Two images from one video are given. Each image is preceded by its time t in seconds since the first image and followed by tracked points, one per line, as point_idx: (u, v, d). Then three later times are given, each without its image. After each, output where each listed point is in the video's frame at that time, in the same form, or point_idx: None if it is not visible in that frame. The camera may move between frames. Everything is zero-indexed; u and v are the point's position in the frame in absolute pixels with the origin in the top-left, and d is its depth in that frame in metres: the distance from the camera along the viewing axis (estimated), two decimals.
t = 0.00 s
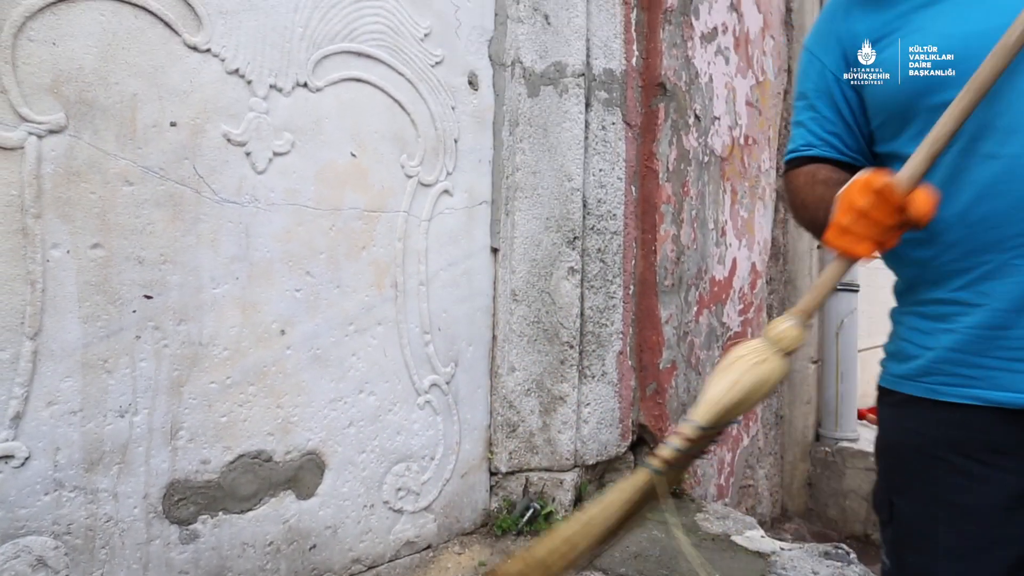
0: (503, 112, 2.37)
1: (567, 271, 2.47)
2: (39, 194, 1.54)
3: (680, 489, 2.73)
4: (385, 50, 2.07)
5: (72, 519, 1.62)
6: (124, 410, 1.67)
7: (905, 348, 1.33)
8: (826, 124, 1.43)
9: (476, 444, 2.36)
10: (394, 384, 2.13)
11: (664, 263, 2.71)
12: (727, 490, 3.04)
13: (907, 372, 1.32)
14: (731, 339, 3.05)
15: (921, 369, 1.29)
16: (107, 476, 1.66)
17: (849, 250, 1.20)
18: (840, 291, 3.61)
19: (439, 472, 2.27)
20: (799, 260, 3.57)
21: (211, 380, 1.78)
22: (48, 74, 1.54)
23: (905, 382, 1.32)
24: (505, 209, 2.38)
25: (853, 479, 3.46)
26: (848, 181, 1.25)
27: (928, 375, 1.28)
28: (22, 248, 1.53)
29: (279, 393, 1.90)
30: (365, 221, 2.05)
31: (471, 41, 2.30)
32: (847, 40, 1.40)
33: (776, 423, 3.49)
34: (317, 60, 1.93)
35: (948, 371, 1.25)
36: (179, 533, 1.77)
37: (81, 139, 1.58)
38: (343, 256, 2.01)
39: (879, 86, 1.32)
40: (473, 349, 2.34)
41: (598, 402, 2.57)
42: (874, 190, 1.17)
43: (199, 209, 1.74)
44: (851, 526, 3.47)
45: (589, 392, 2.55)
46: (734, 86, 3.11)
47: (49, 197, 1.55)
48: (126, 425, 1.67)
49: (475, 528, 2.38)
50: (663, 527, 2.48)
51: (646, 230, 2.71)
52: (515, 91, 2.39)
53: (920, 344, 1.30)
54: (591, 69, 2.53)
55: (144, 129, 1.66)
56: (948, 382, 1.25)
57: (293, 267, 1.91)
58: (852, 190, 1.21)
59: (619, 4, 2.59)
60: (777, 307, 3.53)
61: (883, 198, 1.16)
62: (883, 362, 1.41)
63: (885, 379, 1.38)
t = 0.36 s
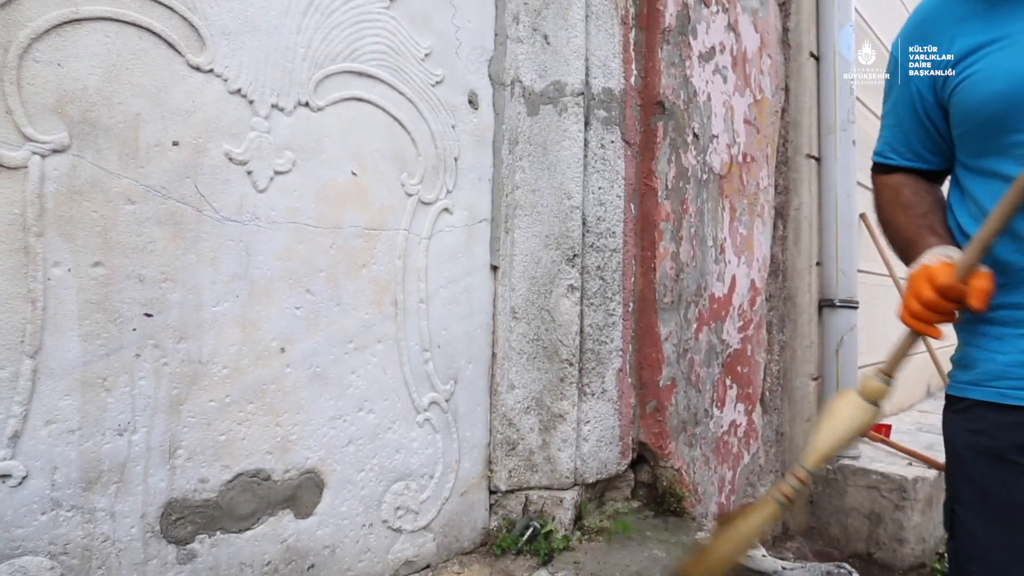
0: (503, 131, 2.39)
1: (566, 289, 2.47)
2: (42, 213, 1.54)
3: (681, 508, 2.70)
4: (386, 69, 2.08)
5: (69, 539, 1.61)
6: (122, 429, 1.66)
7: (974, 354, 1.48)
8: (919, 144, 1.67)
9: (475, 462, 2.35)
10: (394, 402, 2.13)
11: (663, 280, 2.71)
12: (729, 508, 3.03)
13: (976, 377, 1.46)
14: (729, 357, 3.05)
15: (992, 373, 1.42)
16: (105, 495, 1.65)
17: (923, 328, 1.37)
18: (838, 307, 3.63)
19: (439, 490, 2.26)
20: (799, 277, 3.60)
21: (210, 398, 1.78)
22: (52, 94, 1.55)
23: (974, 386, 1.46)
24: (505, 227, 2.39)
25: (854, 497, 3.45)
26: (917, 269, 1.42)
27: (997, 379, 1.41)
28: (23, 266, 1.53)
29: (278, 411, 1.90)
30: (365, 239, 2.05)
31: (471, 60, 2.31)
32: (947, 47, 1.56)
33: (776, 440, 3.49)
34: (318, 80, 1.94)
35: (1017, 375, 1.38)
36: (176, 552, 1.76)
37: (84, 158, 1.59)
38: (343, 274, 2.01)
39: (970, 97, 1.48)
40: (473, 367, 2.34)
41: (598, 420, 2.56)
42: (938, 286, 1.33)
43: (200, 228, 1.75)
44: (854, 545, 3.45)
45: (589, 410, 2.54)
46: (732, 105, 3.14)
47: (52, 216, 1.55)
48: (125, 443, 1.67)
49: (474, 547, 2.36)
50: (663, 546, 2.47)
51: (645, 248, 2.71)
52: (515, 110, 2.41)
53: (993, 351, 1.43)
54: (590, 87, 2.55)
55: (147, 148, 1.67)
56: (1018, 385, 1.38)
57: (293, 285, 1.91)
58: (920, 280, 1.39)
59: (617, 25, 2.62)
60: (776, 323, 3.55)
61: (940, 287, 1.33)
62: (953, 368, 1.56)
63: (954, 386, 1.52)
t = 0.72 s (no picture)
0: (502, 150, 2.40)
1: (566, 307, 2.47)
2: (44, 232, 1.54)
3: (682, 527, 2.68)
4: (386, 89, 2.10)
5: (65, 560, 1.60)
6: (120, 448, 1.65)
7: (968, 376, 1.55)
8: (900, 163, 1.68)
9: (474, 480, 2.33)
10: (393, 421, 2.12)
11: (662, 298, 2.72)
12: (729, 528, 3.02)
13: (970, 399, 1.53)
14: (729, 374, 3.06)
15: (982, 397, 1.50)
16: (101, 516, 1.64)
17: (928, 325, 1.33)
18: (836, 324, 3.65)
19: (438, 510, 2.25)
20: (798, 294, 3.61)
21: (209, 417, 1.77)
22: (55, 114, 1.56)
23: (969, 408, 1.54)
24: (505, 245, 2.39)
25: (857, 516, 3.42)
26: (924, 263, 1.38)
27: (988, 402, 1.49)
28: (24, 285, 1.53)
29: (276, 430, 1.89)
30: (365, 258, 2.06)
31: (471, 81, 2.33)
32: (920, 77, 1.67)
33: (777, 458, 3.48)
34: (319, 100, 1.95)
35: (1004, 398, 1.46)
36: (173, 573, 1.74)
37: (87, 178, 1.60)
38: (343, 293, 2.01)
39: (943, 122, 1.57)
40: (473, 385, 2.33)
41: (598, 439, 2.55)
42: (949, 275, 1.29)
43: (201, 247, 1.75)
44: (856, 564, 3.42)
45: (589, 429, 2.54)
46: (730, 123, 3.15)
47: (53, 235, 1.56)
48: (122, 463, 1.66)
49: (474, 566, 2.35)
50: (664, 565, 2.45)
51: (644, 266, 2.72)
52: (514, 129, 2.42)
53: (982, 374, 1.51)
54: (589, 107, 2.57)
55: (149, 168, 1.68)
56: (1007, 409, 1.45)
57: (293, 304, 1.91)
58: (926, 275, 1.34)
59: (616, 45, 2.65)
60: (776, 340, 3.54)
61: (953, 277, 1.29)
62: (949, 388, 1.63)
63: (952, 405, 1.60)
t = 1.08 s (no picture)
0: (502, 171, 2.41)
1: (564, 327, 2.48)
2: (45, 253, 1.55)
3: (682, 548, 2.66)
4: (387, 110, 2.11)
5: None
6: (118, 469, 1.65)
7: (910, 394, 1.54)
8: (859, 182, 1.59)
9: (474, 501, 2.32)
10: (391, 442, 2.11)
11: (661, 317, 2.72)
12: (730, 549, 3.00)
13: (914, 417, 1.52)
14: (728, 393, 3.05)
15: (926, 412, 1.49)
16: (98, 538, 1.63)
17: (888, 376, 1.24)
18: (836, 343, 3.64)
19: (437, 530, 2.23)
20: (797, 313, 3.61)
21: (207, 438, 1.76)
22: (59, 136, 1.57)
23: (914, 425, 1.53)
24: (504, 265, 2.40)
25: (859, 537, 3.40)
26: (878, 311, 1.30)
27: (930, 419, 1.48)
28: (24, 305, 1.53)
29: (275, 451, 1.88)
30: (365, 278, 2.06)
31: (471, 102, 2.35)
32: (884, 85, 1.58)
33: (777, 478, 3.46)
34: (321, 121, 1.97)
35: (945, 414, 1.45)
36: None
37: (89, 199, 1.60)
38: (343, 313, 2.01)
39: (896, 142, 1.51)
40: (472, 405, 2.33)
41: (598, 459, 2.55)
42: (905, 327, 1.21)
43: (201, 267, 1.75)
44: None
45: (589, 449, 2.53)
46: (728, 144, 3.17)
47: (55, 255, 1.56)
48: (119, 484, 1.65)
49: None
50: None
51: (643, 285, 2.72)
52: (514, 150, 2.43)
53: (925, 389, 1.50)
54: (588, 127, 2.59)
55: (150, 189, 1.68)
56: (948, 425, 1.45)
57: (293, 324, 1.91)
58: (881, 324, 1.26)
59: (614, 66, 2.68)
60: (776, 359, 3.53)
61: (912, 331, 1.21)
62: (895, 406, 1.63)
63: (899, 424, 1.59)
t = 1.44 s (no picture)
0: (501, 192, 2.42)
1: (564, 347, 2.49)
2: (46, 275, 1.55)
3: (682, 571, 2.64)
4: (387, 132, 2.13)
5: None
6: (115, 492, 1.63)
7: (894, 420, 1.62)
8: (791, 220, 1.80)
9: (473, 523, 2.30)
10: (389, 463, 2.10)
11: (661, 337, 2.73)
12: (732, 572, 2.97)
13: (899, 443, 1.60)
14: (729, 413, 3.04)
15: (909, 442, 1.57)
16: (93, 562, 1.61)
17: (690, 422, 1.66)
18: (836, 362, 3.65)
19: (435, 553, 2.21)
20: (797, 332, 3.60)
21: (205, 460, 1.76)
22: (63, 160, 1.58)
23: (898, 451, 1.61)
24: (503, 285, 2.40)
25: (862, 559, 3.36)
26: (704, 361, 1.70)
27: (916, 447, 1.56)
28: (23, 327, 1.52)
29: (273, 473, 1.87)
30: (365, 299, 2.06)
31: (471, 124, 2.36)
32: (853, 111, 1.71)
33: (779, 500, 3.44)
34: (321, 144, 1.98)
35: (930, 444, 1.53)
36: None
37: (91, 221, 1.61)
38: (343, 334, 2.01)
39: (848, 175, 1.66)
40: (471, 426, 2.32)
41: (597, 481, 2.54)
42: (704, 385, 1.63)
43: (201, 288, 1.75)
44: None
45: (589, 470, 2.53)
46: (725, 165, 3.19)
47: (56, 277, 1.56)
48: (116, 507, 1.63)
49: None
50: None
51: (642, 305, 2.72)
52: (514, 172, 2.45)
53: (904, 419, 1.59)
54: (587, 149, 2.61)
55: (151, 212, 1.69)
56: (932, 453, 1.53)
57: (293, 345, 1.91)
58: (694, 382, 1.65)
59: (612, 89, 2.71)
60: (776, 379, 3.50)
61: (704, 392, 1.63)
62: (874, 430, 1.72)
63: (880, 449, 1.67)
